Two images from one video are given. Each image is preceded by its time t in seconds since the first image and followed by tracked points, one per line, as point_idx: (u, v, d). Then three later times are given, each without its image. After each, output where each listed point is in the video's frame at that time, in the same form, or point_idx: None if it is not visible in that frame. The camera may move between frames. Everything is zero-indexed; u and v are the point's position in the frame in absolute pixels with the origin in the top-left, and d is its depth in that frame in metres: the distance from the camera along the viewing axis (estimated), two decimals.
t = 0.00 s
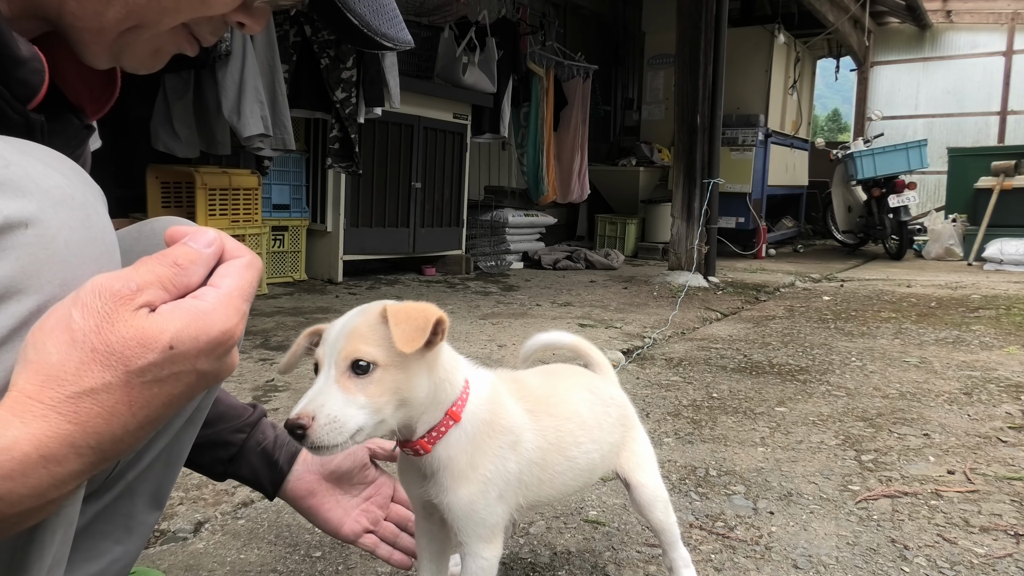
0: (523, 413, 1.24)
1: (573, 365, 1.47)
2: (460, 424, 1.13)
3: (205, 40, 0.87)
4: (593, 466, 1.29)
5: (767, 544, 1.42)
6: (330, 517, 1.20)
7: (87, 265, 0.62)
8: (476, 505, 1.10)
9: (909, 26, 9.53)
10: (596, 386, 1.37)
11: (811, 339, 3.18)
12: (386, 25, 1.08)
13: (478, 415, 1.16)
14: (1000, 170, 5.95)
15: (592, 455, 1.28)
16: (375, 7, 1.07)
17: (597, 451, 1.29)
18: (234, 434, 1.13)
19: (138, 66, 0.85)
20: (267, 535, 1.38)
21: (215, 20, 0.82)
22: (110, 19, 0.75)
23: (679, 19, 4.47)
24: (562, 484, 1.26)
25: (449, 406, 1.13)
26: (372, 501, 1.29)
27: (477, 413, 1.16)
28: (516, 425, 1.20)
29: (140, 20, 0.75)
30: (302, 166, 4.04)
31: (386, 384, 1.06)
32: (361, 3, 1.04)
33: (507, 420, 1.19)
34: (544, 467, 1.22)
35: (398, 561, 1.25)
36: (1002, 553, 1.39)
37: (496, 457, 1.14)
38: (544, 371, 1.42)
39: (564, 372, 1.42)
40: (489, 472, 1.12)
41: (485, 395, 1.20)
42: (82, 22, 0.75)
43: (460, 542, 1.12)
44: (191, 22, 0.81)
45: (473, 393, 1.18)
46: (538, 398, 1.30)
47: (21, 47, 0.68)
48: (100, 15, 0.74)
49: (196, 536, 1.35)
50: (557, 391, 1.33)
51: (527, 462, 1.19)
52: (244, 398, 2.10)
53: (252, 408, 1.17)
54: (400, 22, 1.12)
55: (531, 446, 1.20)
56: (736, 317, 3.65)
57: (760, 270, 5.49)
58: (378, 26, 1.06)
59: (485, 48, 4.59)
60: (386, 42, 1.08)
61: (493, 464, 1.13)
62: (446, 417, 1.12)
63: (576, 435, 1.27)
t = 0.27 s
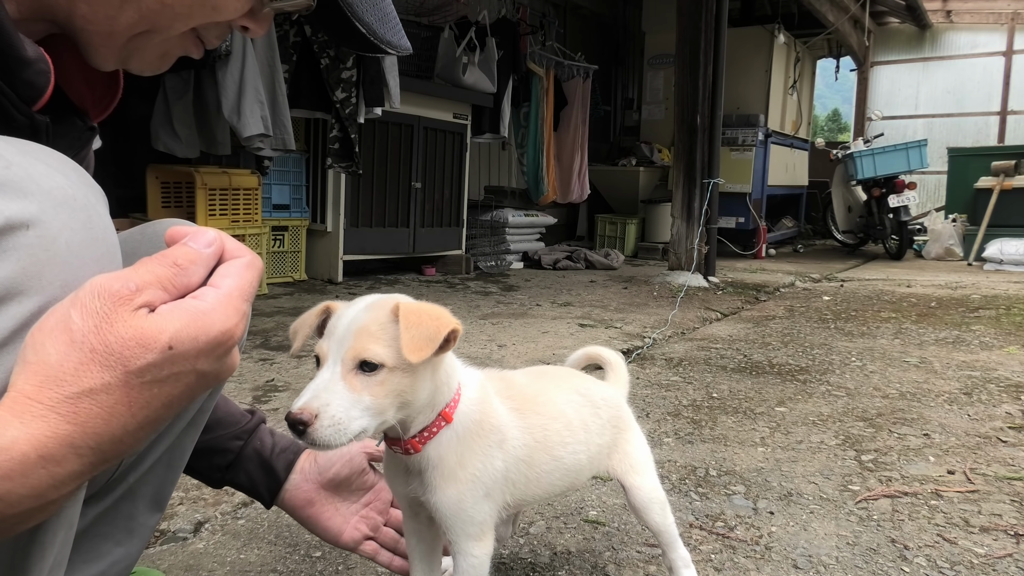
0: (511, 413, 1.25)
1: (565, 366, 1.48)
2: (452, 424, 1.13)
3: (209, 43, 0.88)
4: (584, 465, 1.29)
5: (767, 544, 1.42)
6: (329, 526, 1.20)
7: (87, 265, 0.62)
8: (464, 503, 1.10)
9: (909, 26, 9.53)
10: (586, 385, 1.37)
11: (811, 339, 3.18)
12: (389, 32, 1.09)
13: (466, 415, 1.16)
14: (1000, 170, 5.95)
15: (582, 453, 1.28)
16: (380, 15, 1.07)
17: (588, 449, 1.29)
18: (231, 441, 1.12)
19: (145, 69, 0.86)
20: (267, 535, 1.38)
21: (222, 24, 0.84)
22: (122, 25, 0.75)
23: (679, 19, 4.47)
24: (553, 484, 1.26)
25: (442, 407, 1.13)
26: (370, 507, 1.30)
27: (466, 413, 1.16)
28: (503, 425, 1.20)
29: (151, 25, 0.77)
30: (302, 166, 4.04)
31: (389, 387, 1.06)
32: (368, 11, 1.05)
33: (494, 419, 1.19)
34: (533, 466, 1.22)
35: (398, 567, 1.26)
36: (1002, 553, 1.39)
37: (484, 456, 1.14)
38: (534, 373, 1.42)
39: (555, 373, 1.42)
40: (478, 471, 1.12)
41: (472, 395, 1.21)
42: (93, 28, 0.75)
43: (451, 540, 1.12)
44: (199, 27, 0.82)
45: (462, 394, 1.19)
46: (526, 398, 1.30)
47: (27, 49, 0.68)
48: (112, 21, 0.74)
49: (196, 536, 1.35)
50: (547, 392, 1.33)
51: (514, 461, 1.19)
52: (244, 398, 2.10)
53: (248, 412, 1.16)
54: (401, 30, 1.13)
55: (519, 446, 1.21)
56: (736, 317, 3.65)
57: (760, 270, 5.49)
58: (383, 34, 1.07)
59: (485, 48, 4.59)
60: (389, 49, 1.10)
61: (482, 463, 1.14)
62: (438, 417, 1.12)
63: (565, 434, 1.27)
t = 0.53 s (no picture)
0: (501, 416, 1.25)
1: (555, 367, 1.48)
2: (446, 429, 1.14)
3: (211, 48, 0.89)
4: (575, 466, 1.30)
5: (767, 544, 1.43)
6: (325, 535, 1.20)
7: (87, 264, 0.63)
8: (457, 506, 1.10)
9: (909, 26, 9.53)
10: (574, 385, 1.38)
11: (811, 339, 3.18)
12: (386, 39, 1.08)
13: (457, 420, 1.16)
14: (1000, 170, 5.95)
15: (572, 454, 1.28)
16: (378, 22, 1.07)
17: (579, 449, 1.29)
18: (227, 448, 1.12)
19: (147, 72, 0.86)
20: (267, 535, 1.38)
21: (224, 30, 0.85)
22: (128, 29, 0.75)
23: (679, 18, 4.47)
24: (544, 485, 1.27)
25: (437, 412, 1.13)
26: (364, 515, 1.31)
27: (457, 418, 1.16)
28: (493, 427, 1.21)
29: (157, 30, 0.77)
30: (302, 166, 4.05)
31: (388, 384, 1.06)
32: (369, 19, 1.05)
33: (484, 422, 1.20)
34: (525, 468, 1.23)
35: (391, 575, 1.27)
36: (1002, 553, 1.39)
37: (477, 458, 1.15)
38: (524, 375, 1.42)
39: (545, 374, 1.43)
40: (471, 474, 1.13)
41: (462, 398, 1.21)
42: (99, 31, 0.75)
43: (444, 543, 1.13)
44: (203, 32, 0.83)
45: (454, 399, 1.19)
46: (516, 400, 1.30)
47: (29, 51, 0.67)
48: (119, 25, 0.74)
49: (196, 536, 1.35)
50: (539, 393, 1.34)
51: (505, 463, 1.20)
52: (244, 398, 2.10)
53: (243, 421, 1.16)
54: (397, 37, 1.13)
55: (509, 448, 1.21)
56: (736, 317, 3.65)
57: (760, 270, 5.50)
58: (382, 41, 1.07)
59: (485, 48, 4.59)
60: (388, 56, 1.10)
61: (474, 466, 1.14)
62: (433, 422, 1.13)
63: (555, 435, 1.27)
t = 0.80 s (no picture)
0: (477, 418, 1.25)
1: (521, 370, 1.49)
2: (424, 430, 1.13)
3: (208, 48, 0.89)
4: (549, 468, 1.30)
5: (767, 544, 1.43)
6: (308, 555, 1.21)
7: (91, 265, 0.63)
8: (440, 507, 1.09)
9: (909, 26, 9.53)
10: (542, 390, 1.38)
11: (811, 339, 3.18)
12: (384, 41, 1.08)
13: (435, 423, 1.15)
14: (1000, 170, 5.95)
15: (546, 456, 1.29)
16: (376, 24, 1.07)
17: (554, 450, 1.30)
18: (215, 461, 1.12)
19: (144, 73, 0.86)
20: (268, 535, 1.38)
21: (224, 31, 0.85)
22: (131, 30, 0.75)
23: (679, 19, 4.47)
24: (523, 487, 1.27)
25: (415, 413, 1.13)
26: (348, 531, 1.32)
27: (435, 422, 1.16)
28: (470, 428, 1.20)
29: (159, 31, 0.77)
30: (302, 166, 4.05)
31: (365, 368, 1.05)
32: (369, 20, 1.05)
33: (462, 424, 1.19)
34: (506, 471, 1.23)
35: None
36: (1002, 553, 1.39)
37: (461, 459, 1.14)
38: (493, 379, 1.42)
39: (514, 378, 1.43)
40: (457, 475, 1.12)
41: (437, 401, 1.20)
42: (100, 31, 0.75)
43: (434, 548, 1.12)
44: (202, 34, 0.84)
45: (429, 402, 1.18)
46: (489, 402, 1.30)
47: (28, 51, 0.67)
48: (121, 25, 0.74)
49: (196, 536, 1.35)
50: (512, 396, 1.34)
51: (486, 464, 1.20)
52: (244, 398, 2.10)
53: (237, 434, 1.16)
54: (393, 40, 1.13)
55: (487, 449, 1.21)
56: (736, 317, 3.65)
57: (760, 270, 5.50)
58: (381, 44, 1.06)
59: (485, 48, 4.59)
60: (387, 58, 1.10)
61: (457, 466, 1.13)
62: (412, 424, 1.12)
63: (529, 436, 1.27)
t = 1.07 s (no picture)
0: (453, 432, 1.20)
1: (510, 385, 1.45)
2: (386, 441, 1.07)
3: (210, 47, 0.89)
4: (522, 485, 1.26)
5: (767, 544, 1.43)
6: None
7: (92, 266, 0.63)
8: (411, 530, 1.04)
9: (909, 26, 9.53)
10: (520, 402, 1.34)
11: (811, 339, 3.18)
12: (389, 39, 1.09)
13: (402, 433, 1.09)
14: (1000, 170, 5.95)
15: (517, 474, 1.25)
16: (381, 22, 1.08)
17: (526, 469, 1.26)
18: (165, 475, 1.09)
19: (143, 72, 0.86)
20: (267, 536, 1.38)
21: (224, 30, 0.86)
22: (130, 28, 0.75)
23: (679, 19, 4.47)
24: (493, 509, 1.21)
25: (376, 422, 1.07)
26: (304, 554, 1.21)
27: (402, 430, 1.10)
28: (443, 442, 1.15)
29: (158, 29, 0.77)
30: (302, 166, 4.05)
31: (324, 338, 0.95)
32: (370, 17, 1.05)
33: (436, 438, 1.14)
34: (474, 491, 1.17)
35: None
36: (1002, 553, 1.39)
37: (428, 476, 1.08)
38: (476, 392, 1.37)
39: (496, 391, 1.38)
40: (420, 495, 1.05)
41: (410, 411, 1.14)
42: (98, 30, 0.75)
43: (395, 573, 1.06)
44: (202, 33, 0.84)
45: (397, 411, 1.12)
46: (468, 417, 1.25)
47: (28, 51, 0.67)
48: (120, 24, 0.74)
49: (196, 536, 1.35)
50: (492, 409, 1.30)
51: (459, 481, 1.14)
52: (244, 398, 2.10)
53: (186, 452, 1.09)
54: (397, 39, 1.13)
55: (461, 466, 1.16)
56: (736, 317, 3.65)
57: (760, 270, 5.50)
58: (384, 40, 1.07)
59: (485, 48, 4.60)
60: (389, 56, 1.10)
61: (425, 485, 1.07)
62: (372, 434, 1.06)
63: (503, 453, 1.23)
